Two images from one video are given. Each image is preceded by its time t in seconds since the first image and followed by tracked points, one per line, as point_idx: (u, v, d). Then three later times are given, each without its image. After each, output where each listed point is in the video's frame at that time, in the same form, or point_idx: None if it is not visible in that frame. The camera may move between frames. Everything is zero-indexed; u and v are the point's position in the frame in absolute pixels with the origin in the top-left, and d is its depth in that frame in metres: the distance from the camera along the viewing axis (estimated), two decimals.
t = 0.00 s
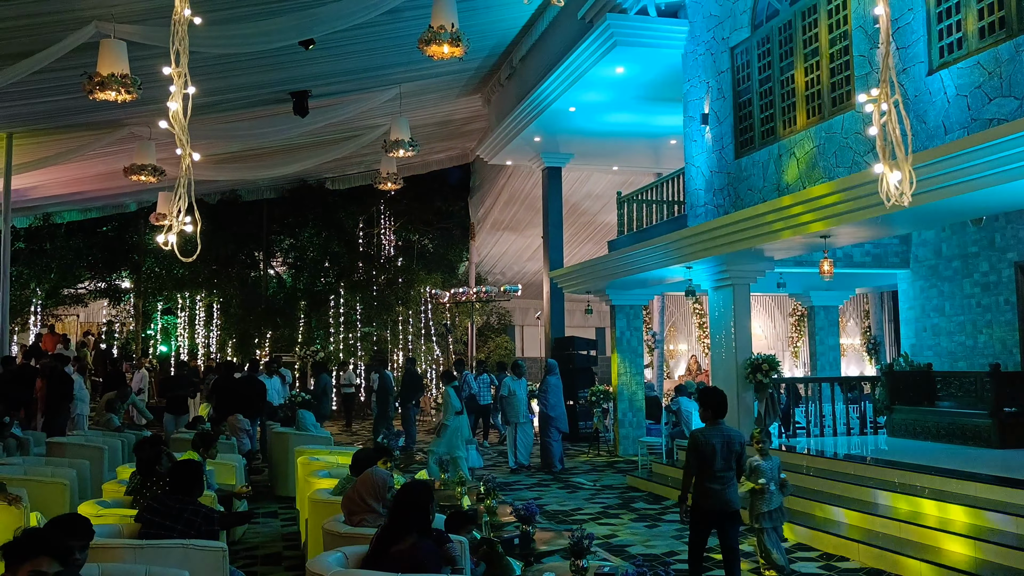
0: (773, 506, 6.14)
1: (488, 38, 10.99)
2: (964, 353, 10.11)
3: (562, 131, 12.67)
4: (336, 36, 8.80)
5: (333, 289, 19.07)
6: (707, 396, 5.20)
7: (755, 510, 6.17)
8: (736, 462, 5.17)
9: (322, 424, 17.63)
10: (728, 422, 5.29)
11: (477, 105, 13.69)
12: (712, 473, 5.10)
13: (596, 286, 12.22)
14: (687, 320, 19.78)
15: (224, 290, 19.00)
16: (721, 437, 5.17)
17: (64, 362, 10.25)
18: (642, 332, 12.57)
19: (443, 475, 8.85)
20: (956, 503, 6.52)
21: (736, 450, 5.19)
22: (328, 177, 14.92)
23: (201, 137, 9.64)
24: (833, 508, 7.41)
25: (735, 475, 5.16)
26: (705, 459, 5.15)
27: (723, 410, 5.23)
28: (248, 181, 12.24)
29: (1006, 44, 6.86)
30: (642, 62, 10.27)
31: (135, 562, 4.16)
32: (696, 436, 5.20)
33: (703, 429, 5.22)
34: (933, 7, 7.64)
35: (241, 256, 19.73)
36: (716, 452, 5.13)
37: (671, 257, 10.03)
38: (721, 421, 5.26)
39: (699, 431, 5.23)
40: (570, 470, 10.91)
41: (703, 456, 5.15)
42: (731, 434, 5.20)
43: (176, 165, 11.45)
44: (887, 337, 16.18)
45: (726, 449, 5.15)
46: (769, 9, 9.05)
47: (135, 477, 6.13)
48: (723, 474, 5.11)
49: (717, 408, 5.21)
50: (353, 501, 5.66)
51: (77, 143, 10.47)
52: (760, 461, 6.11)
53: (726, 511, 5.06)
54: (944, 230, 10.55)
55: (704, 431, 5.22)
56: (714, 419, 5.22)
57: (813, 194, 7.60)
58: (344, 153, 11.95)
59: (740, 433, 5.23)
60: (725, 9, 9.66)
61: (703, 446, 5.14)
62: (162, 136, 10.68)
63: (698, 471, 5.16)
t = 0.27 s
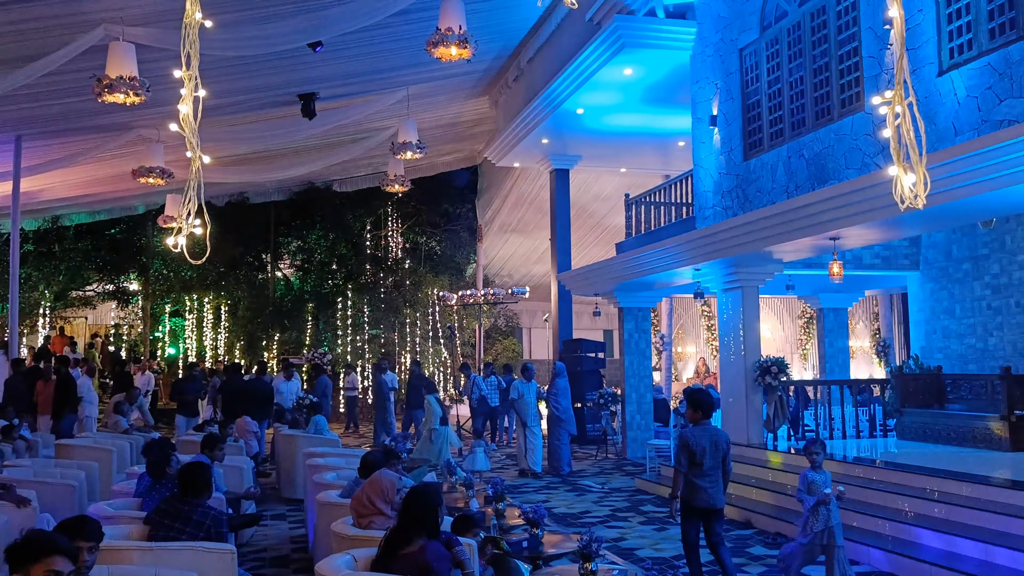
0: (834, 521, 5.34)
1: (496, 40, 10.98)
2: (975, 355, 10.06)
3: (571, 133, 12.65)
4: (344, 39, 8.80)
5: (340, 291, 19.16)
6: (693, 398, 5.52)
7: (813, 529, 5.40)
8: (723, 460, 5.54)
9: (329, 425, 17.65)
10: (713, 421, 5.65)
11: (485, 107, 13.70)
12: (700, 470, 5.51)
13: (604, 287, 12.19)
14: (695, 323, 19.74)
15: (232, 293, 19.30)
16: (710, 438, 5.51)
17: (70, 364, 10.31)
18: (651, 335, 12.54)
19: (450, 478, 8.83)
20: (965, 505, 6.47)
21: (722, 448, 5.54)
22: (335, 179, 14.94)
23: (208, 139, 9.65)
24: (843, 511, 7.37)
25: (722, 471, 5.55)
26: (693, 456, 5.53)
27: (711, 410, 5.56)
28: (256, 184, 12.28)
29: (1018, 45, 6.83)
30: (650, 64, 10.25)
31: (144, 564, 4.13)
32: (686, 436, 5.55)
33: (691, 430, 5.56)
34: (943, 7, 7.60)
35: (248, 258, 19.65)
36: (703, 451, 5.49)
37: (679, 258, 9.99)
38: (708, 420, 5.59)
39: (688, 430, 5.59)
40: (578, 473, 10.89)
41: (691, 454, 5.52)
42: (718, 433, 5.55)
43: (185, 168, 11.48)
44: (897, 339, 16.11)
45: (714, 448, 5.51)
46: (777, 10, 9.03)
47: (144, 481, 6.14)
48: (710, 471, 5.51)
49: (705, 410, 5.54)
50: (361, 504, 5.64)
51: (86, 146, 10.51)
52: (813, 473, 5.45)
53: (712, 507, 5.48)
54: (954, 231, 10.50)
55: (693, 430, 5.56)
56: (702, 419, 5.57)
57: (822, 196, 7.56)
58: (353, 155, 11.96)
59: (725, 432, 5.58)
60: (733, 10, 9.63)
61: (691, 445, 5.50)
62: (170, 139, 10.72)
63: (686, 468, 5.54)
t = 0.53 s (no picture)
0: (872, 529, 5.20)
1: (502, 40, 10.98)
2: (982, 355, 10.04)
3: (577, 133, 12.65)
4: (351, 40, 8.82)
5: (346, 291, 19.38)
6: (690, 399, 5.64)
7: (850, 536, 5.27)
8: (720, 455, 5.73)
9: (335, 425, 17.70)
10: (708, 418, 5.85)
11: (491, 108, 13.70)
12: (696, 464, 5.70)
13: (611, 287, 12.18)
14: (702, 323, 19.74)
15: (239, 292, 19.20)
16: (703, 435, 5.72)
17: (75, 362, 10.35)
18: (657, 335, 12.56)
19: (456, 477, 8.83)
20: (973, 506, 6.45)
21: (718, 445, 5.72)
22: (342, 180, 14.96)
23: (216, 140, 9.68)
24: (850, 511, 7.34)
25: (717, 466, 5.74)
26: (688, 452, 5.72)
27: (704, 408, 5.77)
28: (262, 184, 12.31)
29: None
30: (656, 64, 10.25)
31: (153, 563, 4.15)
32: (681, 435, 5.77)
33: (687, 428, 5.78)
34: (950, 7, 7.59)
35: (255, 258, 19.68)
36: (699, 447, 5.69)
37: (685, 259, 9.98)
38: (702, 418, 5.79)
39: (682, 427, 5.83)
40: (584, 473, 10.89)
41: (685, 449, 5.74)
42: (713, 430, 5.74)
43: (192, 168, 11.51)
44: (904, 340, 16.10)
45: (706, 444, 5.70)
46: (784, 10, 9.03)
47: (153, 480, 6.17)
48: (707, 467, 5.69)
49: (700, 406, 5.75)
50: (369, 504, 5.65)
51: (94, 146, 10.56)
52: (854, 480, 5.25)
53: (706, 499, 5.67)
54: (961, 232, 10.49)
55: (688, 427, 5.77)
56: (696, 416, 5.78)
57: (827, 195, 7.55)
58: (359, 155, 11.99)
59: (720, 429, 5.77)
60: (740, 10, 9.64)
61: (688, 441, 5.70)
62: (178, 139, 10.75)
63: (683, 464, 5.74)
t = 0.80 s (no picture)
0: (925, 538, 4.81)
1: (509, 41, 10.98)
2: (992, 357, 10.00)
3: (584, 134, 12.65)
4: (358, 41, 8.83)
5: (353, 291, 19.49)
6: (686, 399, 5.91)
7: (901, 544, 4.86)
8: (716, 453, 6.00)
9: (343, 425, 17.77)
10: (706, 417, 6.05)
11: (498, 108, 13.71)
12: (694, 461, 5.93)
13: (618, 287, 12.16)
14: (709, 324, 19.73)
15: (248, 291, 19.19)
16: (701, 432, 5.99)
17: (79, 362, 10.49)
18: (664, 335, 12.56)
19: (463, 477, 8.83)
20: (983, 508, 6.42)
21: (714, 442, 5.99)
22: (349, 180, 15.00)
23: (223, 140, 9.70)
24: (859, 513, 7.32)
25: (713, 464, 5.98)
26: (686, 449, 5.97)
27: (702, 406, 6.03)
28: (271, 185, 12.36)
29: None
30: (664, 65, 10.25)
31: (163, 562, 4.16)
32: (679, 432, 6.02)
33: (685, 425, 6.02)
34: (959, 7, 7.58)
35: (263, 258, 19.66)
36: (697, 444, 5.95)
37: (693, 259, 9.97)
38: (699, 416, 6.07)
39: (680, 425, 6.08)
40: (592, 474, 10.88)
41: (683, 446, 5.98)
42: (709, 428, 6.02)
43: (200, 169, 11.55)
44: (912, 341, 16.05)
45: (704, 440, 5.96)
46: (792, 10, 9.03)
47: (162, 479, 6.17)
48: (703, 464, 5.94)
49: (698, 405, 6.01)
50: (377, 504, 5.65)
51: (103, 147, 10.59)
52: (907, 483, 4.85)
53: (702, 495, 5.91)
54: (970, 232, 10.46)
55: (686, 426, 6.03)
56: (694, 414, 6.04)
57: (834, 195, 7.52)
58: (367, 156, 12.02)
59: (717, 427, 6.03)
60: (747, 10, 9.65)
61: (686, 439, 5.95)
62: (186, 139, 10.78)
63: (681, 461, 5.97)
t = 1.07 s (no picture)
0: (999, 549, 4.43)
1: (519, 41, 10.98)
2: (1005, 357, 9.94)
3: (594, 133, 12.64)
4: (369, 41, 8.85)
5: (364, 291, 19.26)
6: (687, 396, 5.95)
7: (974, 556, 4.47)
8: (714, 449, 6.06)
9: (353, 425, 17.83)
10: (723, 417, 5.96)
11: (507, 108, 13.71)
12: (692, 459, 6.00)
13: (628, 287, 12.14)
14: (719, 324, 19.68)
15: (257, 292, 19.41)
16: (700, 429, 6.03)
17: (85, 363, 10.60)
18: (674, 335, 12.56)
19: (473, 477, 8.83)
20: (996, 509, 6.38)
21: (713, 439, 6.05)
22: (359, 180, 15.03)
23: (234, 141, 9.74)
24: (871, 514, 7.29)
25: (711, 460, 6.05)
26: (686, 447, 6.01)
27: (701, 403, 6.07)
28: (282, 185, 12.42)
29: None
30: (674, 64, 10.23)
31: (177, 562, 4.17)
32: (679, 428, 6.05)
33: (684, 421, 6.07)
34: (972, 5, 7.55)
35: (274, 258, 19.68)
36: (697, 441, 5.98)
37: (704, 259, 9.95)
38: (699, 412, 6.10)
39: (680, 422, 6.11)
40: (602, 474, 10.87)
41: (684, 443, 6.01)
42: (708, 425, 6.07)
43: (212, 169, 11.60)
44: (925, 341, 15.97)
45: (704, 437, 6.02)
46: (803, 9, 9.01)
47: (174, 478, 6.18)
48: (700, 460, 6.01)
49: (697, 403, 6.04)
50: (388, 503, 5.65)
51: (115, 147, 10.64)
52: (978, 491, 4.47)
53: (700, 493, 5.99)
54: (982, 232, 10.40)
55: (685, 423, 6.07)
56: (693, 412, 6.09)
57: (847, 195, 7.49)
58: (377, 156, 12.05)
59: (716, 425, 6.08)
60: (758, 8, 9.64)
61: (686, 436, 5.99)
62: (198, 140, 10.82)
63: (682, 458, 6.02)
